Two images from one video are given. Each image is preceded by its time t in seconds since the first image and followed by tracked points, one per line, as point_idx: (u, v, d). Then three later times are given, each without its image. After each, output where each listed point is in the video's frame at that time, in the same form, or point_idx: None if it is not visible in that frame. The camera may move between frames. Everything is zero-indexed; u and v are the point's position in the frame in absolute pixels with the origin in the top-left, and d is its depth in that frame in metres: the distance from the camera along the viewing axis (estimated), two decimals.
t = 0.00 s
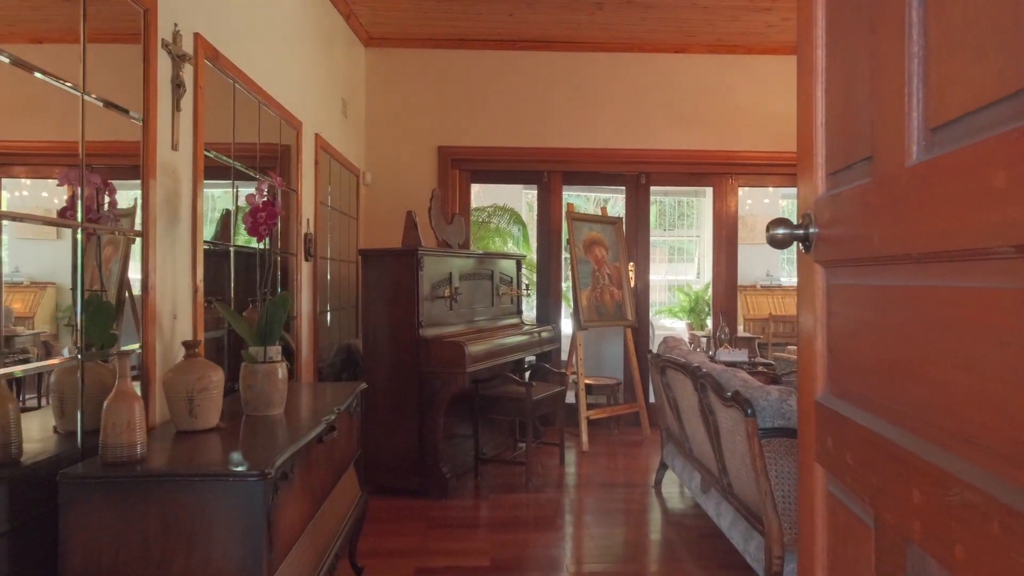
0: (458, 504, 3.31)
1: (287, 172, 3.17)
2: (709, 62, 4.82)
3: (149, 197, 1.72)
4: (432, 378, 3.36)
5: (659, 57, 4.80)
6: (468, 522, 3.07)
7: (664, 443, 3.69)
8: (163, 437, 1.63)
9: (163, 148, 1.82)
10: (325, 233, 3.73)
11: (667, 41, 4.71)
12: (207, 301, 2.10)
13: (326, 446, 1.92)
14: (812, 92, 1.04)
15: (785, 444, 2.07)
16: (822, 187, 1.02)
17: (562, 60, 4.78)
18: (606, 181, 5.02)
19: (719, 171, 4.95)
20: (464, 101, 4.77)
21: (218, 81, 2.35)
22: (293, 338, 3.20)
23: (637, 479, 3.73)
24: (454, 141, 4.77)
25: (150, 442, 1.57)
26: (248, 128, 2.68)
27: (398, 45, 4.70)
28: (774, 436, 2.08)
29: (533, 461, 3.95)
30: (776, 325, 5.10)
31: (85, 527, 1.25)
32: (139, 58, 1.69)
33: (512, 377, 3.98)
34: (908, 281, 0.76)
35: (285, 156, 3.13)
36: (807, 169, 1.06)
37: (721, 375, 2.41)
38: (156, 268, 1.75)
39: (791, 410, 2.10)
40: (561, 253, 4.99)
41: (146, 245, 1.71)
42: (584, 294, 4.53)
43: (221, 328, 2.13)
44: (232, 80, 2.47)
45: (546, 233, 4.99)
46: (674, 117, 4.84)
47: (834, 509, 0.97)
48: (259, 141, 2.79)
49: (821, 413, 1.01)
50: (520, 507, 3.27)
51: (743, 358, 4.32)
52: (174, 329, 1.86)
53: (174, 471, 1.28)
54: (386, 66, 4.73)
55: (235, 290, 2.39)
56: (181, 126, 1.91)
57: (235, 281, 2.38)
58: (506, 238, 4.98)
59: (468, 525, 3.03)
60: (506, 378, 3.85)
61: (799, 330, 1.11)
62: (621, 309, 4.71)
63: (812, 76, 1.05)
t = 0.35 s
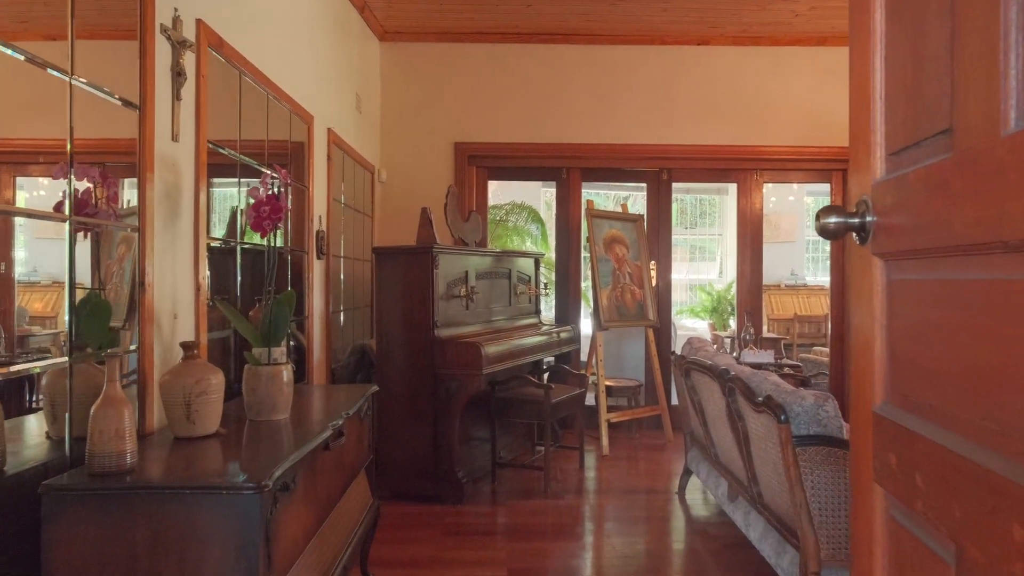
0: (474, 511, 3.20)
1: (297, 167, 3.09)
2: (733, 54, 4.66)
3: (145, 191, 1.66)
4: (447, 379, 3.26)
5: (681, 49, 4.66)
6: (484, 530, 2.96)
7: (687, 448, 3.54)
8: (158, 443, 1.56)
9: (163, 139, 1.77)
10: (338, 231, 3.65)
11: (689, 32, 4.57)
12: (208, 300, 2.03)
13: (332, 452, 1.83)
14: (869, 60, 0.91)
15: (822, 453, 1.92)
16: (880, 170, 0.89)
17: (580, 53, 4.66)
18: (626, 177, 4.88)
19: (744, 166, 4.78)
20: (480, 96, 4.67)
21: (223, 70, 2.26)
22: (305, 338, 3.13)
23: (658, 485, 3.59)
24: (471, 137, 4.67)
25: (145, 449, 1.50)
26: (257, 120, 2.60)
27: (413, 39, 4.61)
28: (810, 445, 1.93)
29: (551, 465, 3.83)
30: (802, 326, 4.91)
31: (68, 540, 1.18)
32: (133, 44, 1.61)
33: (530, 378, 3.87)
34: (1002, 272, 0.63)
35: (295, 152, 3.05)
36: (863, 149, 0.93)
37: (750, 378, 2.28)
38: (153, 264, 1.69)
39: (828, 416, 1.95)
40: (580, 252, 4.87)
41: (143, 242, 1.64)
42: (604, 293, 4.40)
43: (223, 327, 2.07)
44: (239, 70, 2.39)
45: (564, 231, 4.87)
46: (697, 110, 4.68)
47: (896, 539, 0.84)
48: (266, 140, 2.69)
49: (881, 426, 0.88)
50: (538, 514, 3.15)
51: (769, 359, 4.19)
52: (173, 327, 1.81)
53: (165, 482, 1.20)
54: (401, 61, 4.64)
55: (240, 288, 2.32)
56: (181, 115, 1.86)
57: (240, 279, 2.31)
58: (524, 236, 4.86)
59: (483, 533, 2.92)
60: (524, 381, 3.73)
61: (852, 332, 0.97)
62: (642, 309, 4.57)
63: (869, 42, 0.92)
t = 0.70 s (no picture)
0: (486, 515, 3.11)
1: (306, 161, 3.01)
2: (753, 46, 4.53)
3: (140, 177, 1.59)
4: (460, 379, 3.17)
5: (700, 41, 4.53)
6: (497, 535, 2.86)
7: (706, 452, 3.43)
8: (154, 445, 1.49)
9: (160, 124, 1.70)
10: (348, 226, 3.58)
11: (708, 24, 4.44)
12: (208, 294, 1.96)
13: (337, 455, 1.74)
14: (935, 20, 0.80)
15: (855, 459, 1.79)
16: (948, 145, 0.78)
17: (595, 46, 4.55)
18: (642, 173, 4.76)
19: (763, 161, 4.65)
20: (492, 90, 4.58)
21: (226, 57, 2.19)
22: (313, 335, 3.05)
23: (675, 489, 3.47)
24: (483, 132, 4.58)
25: (140, 451, 1.43)
26: (263, 112, 2.53)
27: (425, 32, 4.54)
28: (842, 450, 1.80)
29: (565, 467, 3.73)
30: (821, 326, 4.76)
31: (52, 551, 1.11)
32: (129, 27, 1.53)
33: (543, 378, 3.76)
34: None
35: (303, 145, 2.97)
36: (926, 116, 0.82)
37: (777, 379, 2.16)
38: (149, 257, 1.63)
39: (862, 419, 1.81)
40: (595, 250, 4.76)
41: (139, 234, 1.59)
42: (620, 291, 4.29)
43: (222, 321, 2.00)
44: (243, 57, 2.31)
45: (579, 228, 4.76)
46: (716, 104, 4.55)
47: (969, 563, 0.74)
48: (272, 133, 2.61)
49: (950, 435, 0.77)
50: (553, 519, 3.05)
51: (789, 359, 4.06)
52: (172, 324, 1.75)
53: (155, 489, 1.12)
54: (413, 55, 4.56)
55: (245, 284, 2.24)
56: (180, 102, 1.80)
57: (244, 274, 2.24)
58: (538, 234, 4.76)
59: (496, 539, 2.82)
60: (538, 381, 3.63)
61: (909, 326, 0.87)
62: (659, 307, 4.46)
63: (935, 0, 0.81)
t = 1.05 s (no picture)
0: (486, 522, 3.01)
1: (301, 156, 2.92)
2: (759, 41, 4.43)
3: (119, 169, 1.52)
4: (459, 382, 3.08)
5: (705, 36, 4.44)
6: (498, 543, 2.77)
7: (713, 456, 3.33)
8: (134, 456, 1.41)
9: (142, 114, 1.64)
10: (345, 225, 3.49)
11: (714, 18, 4.35)
12: (195, 293, 1.88)
13: (328, 467, 1.64)
14: None
15: (877, 468, 1.68)
16: (1015, 124, 0.68)
17: (599, 42, 4.46)
18: (645, 171, 4.66)
19: (769, 159, 4.56)
20: (493, 86, 4.48)
21: (216, 45, 2.10)
22: (308, 336, 2.96)
23: (680, 495, 3.38)
24: (484, 128, 4.48)
25: (119, 464, 1.35)
26: (256, 104, 2.44)
27: (424, 27, 4.45)
28: (863, 458, 1.69)
29: (567, 473, 3.63)
30: (826, 326, 4.66)
31: None
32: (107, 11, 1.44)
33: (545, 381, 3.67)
34: None
35: (298, 140, 2.88)
36: (985, 92, 0.72)
37: (790, 383, 2.06)
38: (129, 255, 1.55)
39: (884, 426, 1.71)
40: (598, 249, 4.66)
41: (117, 229, 1.51)
42: (623, 292, 4.19)
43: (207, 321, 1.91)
44: (234, 45, 2.22)
45: (582, 227, 4.67)
46: (721, 100, 4.46)
47: None
48: (265, 128, 2.52)
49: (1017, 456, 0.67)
50: (555, 527, 2.95)
51: (796, 361, 3.97)
52: (155, 325, 1.68)
53: (129, 507, 1.03)
54: (412, 50, 4.47)
55: (235, 284, 2.15)
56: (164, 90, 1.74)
57: (235, 272, 2.15)
58: (539, 234, 4.68)
59: (498, 547, 2.73)
60: (540, 384, 3.54)
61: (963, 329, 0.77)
62: (663, 308, 4.37)
63: None
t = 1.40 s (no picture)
0: (480, 536, 2.91)
1: (286, 156, 2.80)
2: (758, 38, 4.34)
3: (80, 169, 1.41)
4: (450, 390, 2.97)
5: (703, 33, 4.34)
6: (493, 559, 2.67)
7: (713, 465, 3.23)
8: (93, 483, 1.30)
9: (106, 109, 1.53)
10: (332, 226, 3.37)
11: (711, 15, 4.25)
12: (165, 301, 1.78)
13: (306, 490, 1.53)
14: None
15: (893, 489, 1.58)
16: None
17: (594, 38, 4.36)
18: (641, 171, 4.56)
19: (768, 158, 4.47)
20: (486, 83, 4.37)
21: (191, 39, 1.99)
22: (293, 343, 2.84)
23: (678, 506, 3.27)
24: (476, 127, 4.37)
25: (75, 493, 1.24)
26: (236, 101, 2.32)
27: (415, 23, 4.33)
28: (878, 478, 1.58)
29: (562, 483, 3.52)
30: (824, 329, 4.57)
31: None
32: None
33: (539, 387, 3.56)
34: None
35: (282, 139, 2.76)
36: None
37: (798, 395, 1.96)
38: (90, 262, 1.44)
39: (900, 443, 1.58)
40: (593, 251, 4.56)
41: (77, 234, 1.40)
42: (620, 295, 4.09)
43: (175, 329, 1.82)
44: (211, 38, 2.10)
45: (577, 228, 4.56)
46: (719, 99, 4.36)
47: None
48: (247, 126, 2.40)
49: None
50: (549, 541, 2.84)
51: (796, 366, 3.87)
52: (120, 338, 1.57)
53: (78, 551, 0.92)
54: (403, 47, 4.35)
55: (212, 290, 2.03)
56: (131, 83, 1.63)
57: (212, 280, 2.03)
58: (533, 235, 4.55)
59: (492, 563, 2.63)
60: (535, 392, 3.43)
61: None
62: (660, 311, 4.26)
63: None
